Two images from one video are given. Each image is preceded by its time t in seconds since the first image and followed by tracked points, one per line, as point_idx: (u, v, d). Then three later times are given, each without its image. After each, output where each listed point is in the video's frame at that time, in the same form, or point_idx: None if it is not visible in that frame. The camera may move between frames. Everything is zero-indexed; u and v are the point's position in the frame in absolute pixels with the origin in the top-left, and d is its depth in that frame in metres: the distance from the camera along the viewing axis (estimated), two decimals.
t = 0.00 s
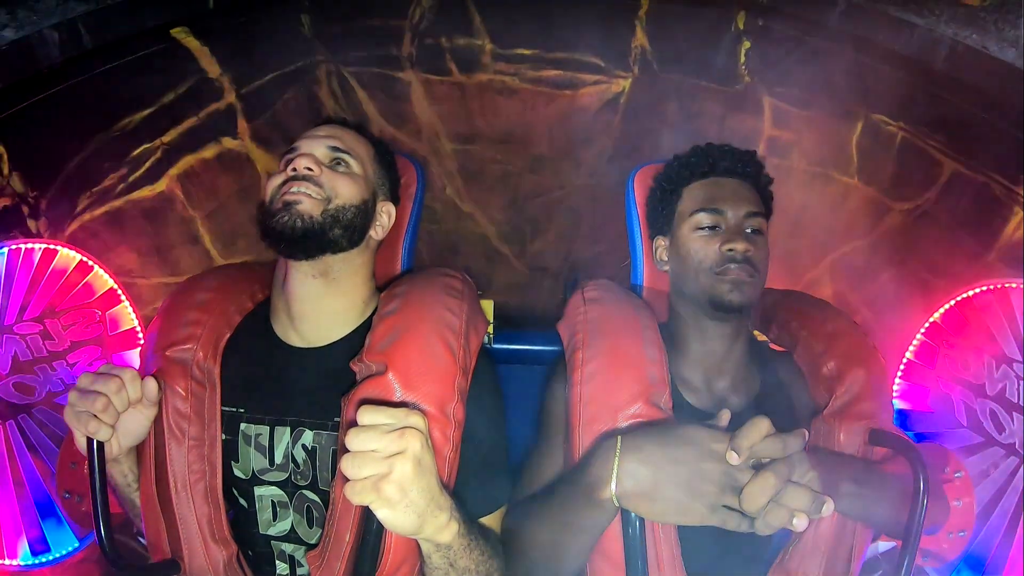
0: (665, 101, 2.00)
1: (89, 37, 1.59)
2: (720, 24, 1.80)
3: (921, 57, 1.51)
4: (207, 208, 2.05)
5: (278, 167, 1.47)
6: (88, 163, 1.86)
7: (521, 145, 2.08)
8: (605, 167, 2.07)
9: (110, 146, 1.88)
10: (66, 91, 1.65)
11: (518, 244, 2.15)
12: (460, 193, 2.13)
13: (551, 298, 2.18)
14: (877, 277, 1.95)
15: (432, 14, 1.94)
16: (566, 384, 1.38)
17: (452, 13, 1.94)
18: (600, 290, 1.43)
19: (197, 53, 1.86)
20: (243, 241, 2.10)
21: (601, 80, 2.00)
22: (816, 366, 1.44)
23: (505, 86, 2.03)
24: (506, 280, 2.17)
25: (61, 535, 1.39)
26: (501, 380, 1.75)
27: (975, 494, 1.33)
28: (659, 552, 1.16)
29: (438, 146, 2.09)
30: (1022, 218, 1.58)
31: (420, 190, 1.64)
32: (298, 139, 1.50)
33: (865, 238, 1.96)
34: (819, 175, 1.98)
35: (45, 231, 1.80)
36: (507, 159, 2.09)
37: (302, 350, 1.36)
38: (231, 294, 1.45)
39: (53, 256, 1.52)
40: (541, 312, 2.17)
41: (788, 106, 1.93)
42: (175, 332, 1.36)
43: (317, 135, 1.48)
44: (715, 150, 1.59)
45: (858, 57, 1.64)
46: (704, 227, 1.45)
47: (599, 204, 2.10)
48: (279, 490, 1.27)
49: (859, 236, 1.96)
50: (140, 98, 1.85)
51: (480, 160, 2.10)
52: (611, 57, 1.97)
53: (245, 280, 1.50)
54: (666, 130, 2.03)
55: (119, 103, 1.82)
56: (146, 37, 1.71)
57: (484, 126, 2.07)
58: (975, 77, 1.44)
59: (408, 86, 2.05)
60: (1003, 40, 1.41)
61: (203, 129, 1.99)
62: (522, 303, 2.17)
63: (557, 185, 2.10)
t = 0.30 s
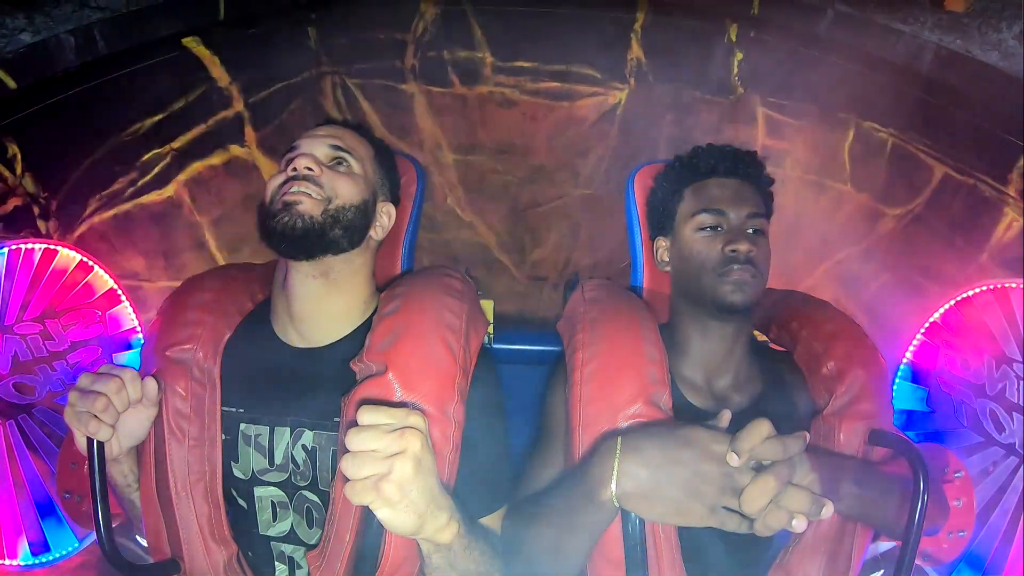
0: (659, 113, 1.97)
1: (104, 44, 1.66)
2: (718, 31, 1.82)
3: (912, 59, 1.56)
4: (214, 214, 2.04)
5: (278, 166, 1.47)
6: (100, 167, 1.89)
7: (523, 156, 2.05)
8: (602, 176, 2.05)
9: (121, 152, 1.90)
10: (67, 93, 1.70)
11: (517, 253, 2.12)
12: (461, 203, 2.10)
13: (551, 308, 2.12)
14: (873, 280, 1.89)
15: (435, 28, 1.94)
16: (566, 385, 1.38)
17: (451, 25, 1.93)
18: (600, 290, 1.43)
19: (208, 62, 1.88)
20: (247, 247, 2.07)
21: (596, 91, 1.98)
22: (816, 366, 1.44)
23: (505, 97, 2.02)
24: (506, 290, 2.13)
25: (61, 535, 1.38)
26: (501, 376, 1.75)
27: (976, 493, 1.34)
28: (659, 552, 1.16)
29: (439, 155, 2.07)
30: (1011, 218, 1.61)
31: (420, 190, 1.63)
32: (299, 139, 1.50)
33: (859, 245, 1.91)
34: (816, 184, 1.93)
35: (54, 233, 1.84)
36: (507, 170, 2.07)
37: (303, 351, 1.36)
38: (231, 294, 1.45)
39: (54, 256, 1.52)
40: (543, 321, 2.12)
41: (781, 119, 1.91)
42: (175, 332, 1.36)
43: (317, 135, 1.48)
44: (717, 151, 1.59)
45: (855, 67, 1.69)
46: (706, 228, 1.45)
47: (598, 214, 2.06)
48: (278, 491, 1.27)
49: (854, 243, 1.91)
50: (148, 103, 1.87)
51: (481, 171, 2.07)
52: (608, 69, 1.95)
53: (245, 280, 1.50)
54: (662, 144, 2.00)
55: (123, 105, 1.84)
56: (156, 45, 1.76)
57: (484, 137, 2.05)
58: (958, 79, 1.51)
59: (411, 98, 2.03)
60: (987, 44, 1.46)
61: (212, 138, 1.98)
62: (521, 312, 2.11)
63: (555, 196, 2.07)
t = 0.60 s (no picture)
0: (659, 113, 1.97)
1: (105, 44, 1.66)
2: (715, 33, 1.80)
3: (908, 61, 1.57)
4: (215, 214, 2.03)
5: (278, 166, 1.47)
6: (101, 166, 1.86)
7: (522, 157, 2.05)
8: (602, 179, 2.05)
9: (122, 152, 1.88)
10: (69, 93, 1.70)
11: (518, 254, 2.11)
12: (461, 204, 2.09)
13: (552, 309, 2.12)
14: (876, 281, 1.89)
15: (435, 30, 1.94)
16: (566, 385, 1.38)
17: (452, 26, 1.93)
18: (600, 291, 1.43)
19: (207, 62, 1.87)
20: (247, 247, 2.06)
21: (597, 93, 1.98)
22: (816, 366, 1.45)
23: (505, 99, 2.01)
24: (507, 290, 2.13)
25: (61, 536, 1.38)
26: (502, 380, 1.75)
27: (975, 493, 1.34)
28: (659, 552, 1.16)
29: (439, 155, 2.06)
30: (1012, 219, 1.67)
31: (420, 190, 1.64)
32: (298, 139, 1.50)
33: (860, 244, 1.90)
34: (812, 184, 1.92)
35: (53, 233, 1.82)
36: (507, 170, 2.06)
37: (303, 350, 1.36)
38: (231, 294, 1.45)
39: (53, 257, 1.52)
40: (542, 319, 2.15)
41: (782, 119, 1.90)
42: (175, 332, 1.36)
43: (316, 135, 1.48)
44: (716, 151, 1.59)
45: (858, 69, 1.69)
46: (706, 227, 1.45)
47: (599, 214, 2.07)
48: (277, 490, 1.27)
49: (855, 242, 1.91)
50: (148, 105, 1.86)
51: (482, 172, 2.06)
52: (608, 70, 1.94)
53: (245, 280, 1.50)
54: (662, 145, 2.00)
55: (123, 108, 1.82)
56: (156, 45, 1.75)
57: (484, 137, 2.05)
58: (957, 79, 1.53)
59: (411, 98, 2.02)
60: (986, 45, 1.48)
61: (208, 137, 1.97)
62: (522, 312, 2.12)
63: (555, 195, 2.07)
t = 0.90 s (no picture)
0: (663, 105, 1.97)
1: (92, 38, 1.64)
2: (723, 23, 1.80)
3: (920, 57, 1.56)
4: (210, 209, 2.02)
5: (277, 167, 1.46)
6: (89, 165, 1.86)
7: (522, 147, 2.04)
8: (604, 169, 2.03)
9: (113, 145, 1.88)
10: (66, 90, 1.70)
11: (518, 245, 2.10)
12: (460, 194, 2.09)
13: (552, 302, 2.11)
14: (877, 276, 1.86)
15: (434, 17, 1.95)
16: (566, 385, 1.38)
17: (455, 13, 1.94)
18: (600, 290, 1.43)
19: (199, 52, 1.88)
20: (243, 241, 2.04)
21: (600, 82, 1.98)
22: (816, 366, 1.44)
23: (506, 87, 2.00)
24: (506, 283, 2.11)
25: (60, 536, 1.37)
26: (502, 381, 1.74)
27: (975, 493, 1.33)
28: (659, 553, 1.16)
29: (439, 147, 2.06)
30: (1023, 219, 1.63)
31: (420, 190, 1.64)
32: (298, 139, 1.50)
33: (867, 240, 1.88)
34: (819, 176, 1.92)
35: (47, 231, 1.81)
36: (507, 160, 2.05)
37: (303, 350, 1.36)
38: (231, 294, 1.45)
39: (53, 256, 1.53)
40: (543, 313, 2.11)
41: (787, 108, 1.91)
42: (175, 332, 1.36)
43: (316, 135, 1.48)
44: (715, 151, 1.59)
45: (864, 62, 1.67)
46: (705, 227, 1.45)
47: (601, 205, 2.05)
48: (278, 490, 1.27)
49: (859, 238, 1.90)
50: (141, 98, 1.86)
51: (481, 162, 2.06)
52: (611, 60, 1.94)
53: (245, 280, 1.50)
54: (666, 134, 1.99)
55: (118, 103, 1.82)
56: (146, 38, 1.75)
57: (484, 128, 2.04)
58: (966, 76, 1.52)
59: (410, 88, 2.02)
60: (1001, 42, 1.46)
61: (204, 129, 1.97)
62: (522, 307, 2.11)
63: (556, 186, 2.05)
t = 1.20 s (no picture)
0: (669, 90, 1.96)
1: (74, 33, 1.59)
2: (732, 9, 1.75)
3: (938, 52, 1.52)
4: (202, 203, 2.01)
5: (277, 166, 1.46)
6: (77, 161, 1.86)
7: (522, 136, 2.03)
8: (607, 158, 2.03)
9: (100, 142, 1.87)
10: (60, 87, 1.67)
11: (518, 234, 2.09)
12: (459, 183, 2.07)
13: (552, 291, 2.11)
14: (880, 269, 1.87)
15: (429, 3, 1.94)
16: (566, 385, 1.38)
17: None
18: (600, 290, 1.43)
19: (184, 42, 1.85)
20: (237, 234, 2.03)
21: (603, 69, 1.97)
22: (815, 366, 1.44)
23: (505, 74, 1.99)
24: (507, 271, 2.11)
25: (60, 535, 1.37)
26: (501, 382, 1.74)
27: (975, 493, 1.34)
28: (659, 552, 1.16)
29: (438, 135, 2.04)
30: None
31: (420, 190, 1.64)
32: (298, 138, 1.49)
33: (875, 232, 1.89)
34: (826, 166, 1.91)
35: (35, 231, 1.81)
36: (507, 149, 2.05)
37: (303, 349, 1.36)
38: (231, 293, 1.45)
39: (53, 256, 1.52)
40: (542, 304, 2.10)
41: (795, 96, 1.90)
42: (175, 332, 1.36)
43: (316, 135, 1.47)
44: (716, 150, 1.59)
45: (873, 53, 1.65)
46: (705, 227, 1.45)
47: (602, 194, 2.05)
48: (278, 489, 1.27)
49: (867, 231, 1.89)
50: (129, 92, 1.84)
51: (481, 150, 2.05)
52: (615, 46, 1.94)
53: (245, 280, 1.50)
54: (670, 121, 1.98)
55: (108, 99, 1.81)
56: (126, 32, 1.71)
57: (484, 116, 2.03)
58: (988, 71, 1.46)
59: (406, 75, 2.01)
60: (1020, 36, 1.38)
61: (194, 122, 1.97)
62: (522, 299, 2.10)
63: (557, 175, 2.05)
